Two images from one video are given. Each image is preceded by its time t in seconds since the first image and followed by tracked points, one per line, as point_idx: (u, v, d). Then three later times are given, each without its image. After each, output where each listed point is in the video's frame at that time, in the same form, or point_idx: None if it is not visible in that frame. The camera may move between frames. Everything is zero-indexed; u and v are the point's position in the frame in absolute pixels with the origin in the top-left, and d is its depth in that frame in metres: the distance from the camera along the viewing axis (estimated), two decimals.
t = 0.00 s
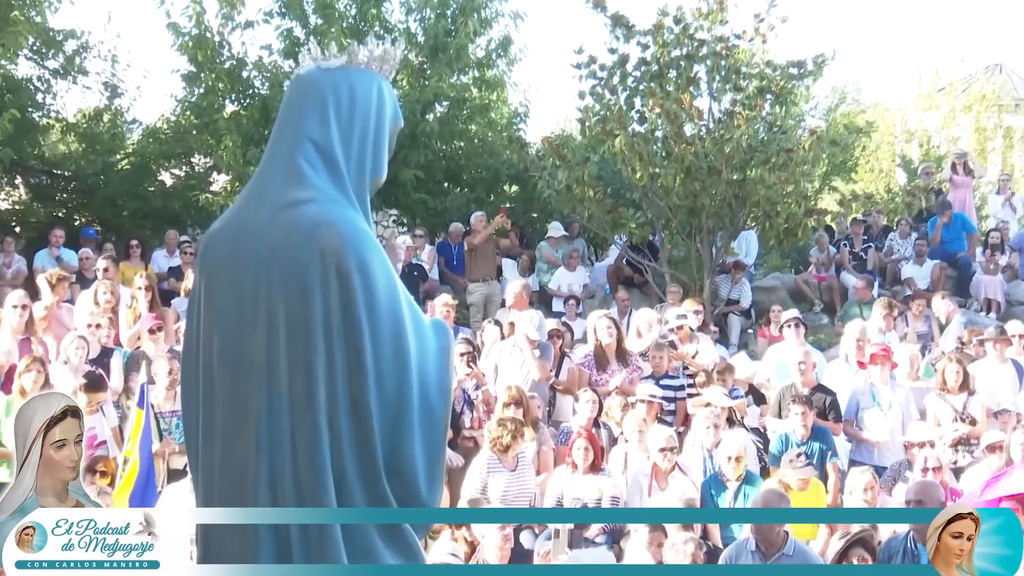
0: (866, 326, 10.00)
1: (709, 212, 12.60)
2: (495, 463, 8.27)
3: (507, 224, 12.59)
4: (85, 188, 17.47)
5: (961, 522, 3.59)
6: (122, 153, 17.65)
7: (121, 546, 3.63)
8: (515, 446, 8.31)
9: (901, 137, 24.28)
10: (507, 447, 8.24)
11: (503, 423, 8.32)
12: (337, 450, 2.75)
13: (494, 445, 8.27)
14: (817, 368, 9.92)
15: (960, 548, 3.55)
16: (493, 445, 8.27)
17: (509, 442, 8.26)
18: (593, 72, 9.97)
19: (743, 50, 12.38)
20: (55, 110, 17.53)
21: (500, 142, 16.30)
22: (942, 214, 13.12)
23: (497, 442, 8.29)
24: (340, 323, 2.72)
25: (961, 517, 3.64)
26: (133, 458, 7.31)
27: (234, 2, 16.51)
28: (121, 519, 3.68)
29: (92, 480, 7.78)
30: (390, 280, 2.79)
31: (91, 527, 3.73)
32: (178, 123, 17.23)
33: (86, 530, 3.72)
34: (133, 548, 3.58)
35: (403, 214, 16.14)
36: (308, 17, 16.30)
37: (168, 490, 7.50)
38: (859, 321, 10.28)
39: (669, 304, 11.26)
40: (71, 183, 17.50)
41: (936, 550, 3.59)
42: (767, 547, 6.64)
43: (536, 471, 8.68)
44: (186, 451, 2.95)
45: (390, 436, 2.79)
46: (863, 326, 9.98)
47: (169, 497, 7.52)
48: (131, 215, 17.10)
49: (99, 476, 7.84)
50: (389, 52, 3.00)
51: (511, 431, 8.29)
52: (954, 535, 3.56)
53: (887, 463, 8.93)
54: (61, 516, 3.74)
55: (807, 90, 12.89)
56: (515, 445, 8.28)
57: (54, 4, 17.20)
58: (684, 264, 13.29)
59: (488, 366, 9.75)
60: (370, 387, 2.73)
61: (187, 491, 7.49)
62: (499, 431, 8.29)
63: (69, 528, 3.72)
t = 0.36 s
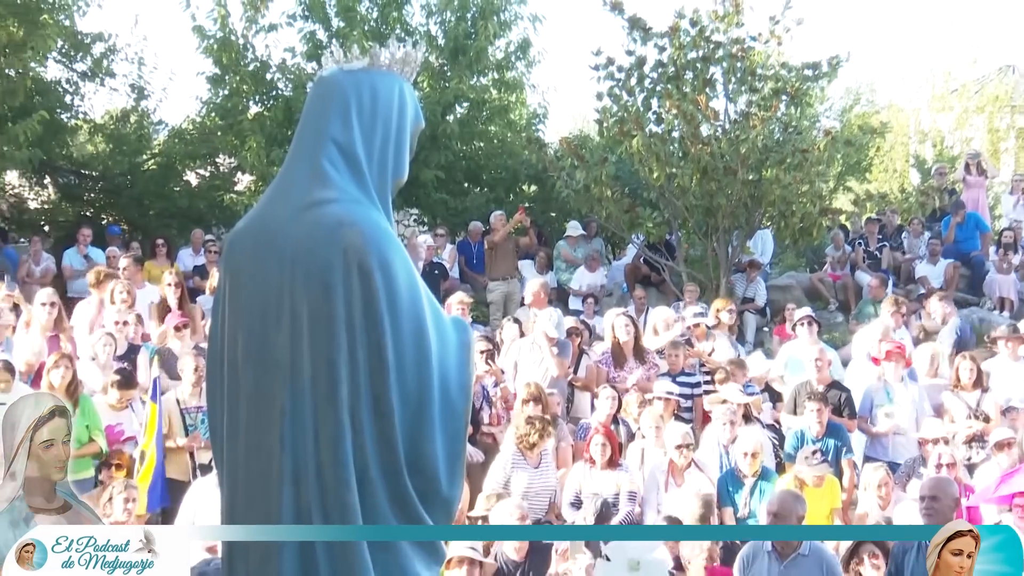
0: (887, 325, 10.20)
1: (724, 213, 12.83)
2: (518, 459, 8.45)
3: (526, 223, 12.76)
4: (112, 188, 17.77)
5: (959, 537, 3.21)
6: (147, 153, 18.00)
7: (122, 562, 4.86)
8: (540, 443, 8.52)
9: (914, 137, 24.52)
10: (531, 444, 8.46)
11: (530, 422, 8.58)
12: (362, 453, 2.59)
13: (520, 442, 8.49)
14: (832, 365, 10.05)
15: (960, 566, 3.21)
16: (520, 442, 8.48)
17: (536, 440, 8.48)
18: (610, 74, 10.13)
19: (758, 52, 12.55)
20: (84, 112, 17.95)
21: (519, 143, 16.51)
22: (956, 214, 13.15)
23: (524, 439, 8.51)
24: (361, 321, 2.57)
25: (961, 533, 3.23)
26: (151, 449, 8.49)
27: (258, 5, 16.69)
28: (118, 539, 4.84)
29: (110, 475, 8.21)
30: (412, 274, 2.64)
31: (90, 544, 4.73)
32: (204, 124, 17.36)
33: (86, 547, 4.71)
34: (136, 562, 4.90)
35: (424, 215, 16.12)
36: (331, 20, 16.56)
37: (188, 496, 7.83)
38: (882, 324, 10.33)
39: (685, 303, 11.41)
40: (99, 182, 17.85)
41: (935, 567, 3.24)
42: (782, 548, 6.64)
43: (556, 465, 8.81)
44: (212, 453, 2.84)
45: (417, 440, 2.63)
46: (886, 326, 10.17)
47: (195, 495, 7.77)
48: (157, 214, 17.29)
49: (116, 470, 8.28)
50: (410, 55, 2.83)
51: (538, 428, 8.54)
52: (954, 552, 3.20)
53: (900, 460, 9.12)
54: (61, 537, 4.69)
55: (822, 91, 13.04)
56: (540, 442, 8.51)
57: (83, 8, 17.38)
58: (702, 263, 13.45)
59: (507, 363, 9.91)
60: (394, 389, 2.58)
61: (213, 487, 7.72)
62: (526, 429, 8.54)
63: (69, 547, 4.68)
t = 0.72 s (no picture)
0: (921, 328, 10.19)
1: (753, 212, 12.82)
2: (554, 458, 8.63)
3: (555, 221, 12.79)
4: (142, 187, 17.84)
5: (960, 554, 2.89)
6: (177, 152, 18.07)
7: None
8: (576, 444, 8.68)
9: (945, 135, 24.44)
10: (569, 443, 8.64)
11: (569, 423, 8.75)
12: (389, 446, 2.66)
13: (558, 441, 8.68)
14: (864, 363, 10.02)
15: None
16: (556, 442, 8.67)
17: (573, 440, 8.67)
18: (639, 72, 10.13)
19: (787, 50, 12.57)
20: (114, 111, 18.03)
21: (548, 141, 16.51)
22: (986, 212, 13.07)
23: (561, 439, 8.69)
24: (391, 319, 2.65)
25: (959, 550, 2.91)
26: (178, 452, 8.14)
27: (287, 4, 16.74)
28: (123, 553, 3.99)
29: (134, 470, 8.19)
30: (440, 273, 2.71)
31: (90, 561, 4.00)
32: (234, 123, 17.26)
33: (86, 565, 4.00)
34: None
35: (454, 213, 16.20)
36: (360, 19, 16.60)
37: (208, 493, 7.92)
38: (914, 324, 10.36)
39: (714, 301, 11.39)
40: (130, 181, 17.94)
41: None
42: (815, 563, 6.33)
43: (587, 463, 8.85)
44: (244, 454, 2.92)
45: (444, 433, 2.69)
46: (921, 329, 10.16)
47: (219, 490, 7.87)
48: (187, 212, 17.13)
49: (140, 466, 8.23)
50: (439, 53, 2.94)
51: (575, 430, 8.71)
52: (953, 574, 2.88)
53: (931, 459, 9.13)
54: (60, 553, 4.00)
55: (852, 89, 13.04)
56: (576, 443, 8.68)
57: (113, 6, 17.45)
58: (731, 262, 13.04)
59: (536, 361, 9.96)
60: (421, 382, 2.65)
61: (237, 483, 7.80)
62: (563, 429, 8.72)
63: (68, 564, 3.99)
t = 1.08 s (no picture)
0: (954, 323, 10.09)
1: (784, 209, 12.74)
2: (587, 457, 8.59)
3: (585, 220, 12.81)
4: (173, 184, 17.97)
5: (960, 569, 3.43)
6: (207, 150, 18.16)
7: None
8: (609, 443, 8.62)
9: (977, 132, 24.47)
10: (602, 443, 8.57)
11: (603, 423, 8.62)
12: (419, 439, 2.87)
13: (590, 441, 8.61)
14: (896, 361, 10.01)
15: None
16: (589, 442, 8.61)
17: (606, 441, 8.59)
18: (669, 70, 10.12)
19: (818, 47, 12.55)
20: (145, 109, 18.05)
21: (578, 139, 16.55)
22: (1018, 211, 13.04)
23: (594, 439, 8.62)
24: (421, 318, 2.85)
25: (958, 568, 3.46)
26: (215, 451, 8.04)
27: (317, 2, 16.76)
28: None
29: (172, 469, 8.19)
30: (468, 277, 2.92)
31: None
32: (264, 121, 17.29)
33: None
34: None
35: (482, 209, 16.47)
36: (390, 17, 16.68)
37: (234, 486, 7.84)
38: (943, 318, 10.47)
39: (743, 300, 11.44)
40: (161, 179, 18.13)
41: None
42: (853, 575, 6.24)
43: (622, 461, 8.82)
44: (273, 442, 3.11)
45: (471, 428, 2.91)
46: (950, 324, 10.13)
47: (242, 485, 7.81)
48: (217, 210, 17.31)
49: (178, 464, 8.22)
50: (468, 51, 3.16)
51: (608, 431, 8.59)
52: None
53: (963, 457, 9.09)
54: None
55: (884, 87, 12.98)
56: (609, 442, 8.60)
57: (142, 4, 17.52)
58: (761, 260, 13.28)
59: (566, 359, 9.96)
60: (450, 379, 2.86)
61: (262, 478, 7.75)
62: (597, 429, 8.59)
63: None
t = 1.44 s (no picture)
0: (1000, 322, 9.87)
1: (833, 205, 12.44)
2: (630, 462, 8.31)
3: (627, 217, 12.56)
4: (205, 180, 17.74)
5: None
6: (240, 145, 18.02)
7: None
8: (653, 448, 8.33)
9: None
10: (646, 449, 8.27)
11: (647, 426, 8.31)
12: (457, 444, 2.74)
13: (634, 445, 8.30)
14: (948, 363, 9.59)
15: None
16: (634, 446, 8.30)
17: (650, 446, 8.28)
18: (715, 62, 9.79)
19: (869, 38, 12.24)
20: (176, 104, 17.79)
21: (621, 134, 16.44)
22: None
23: (638, 443, 8.30)
24: (459, 316, 2.73)
25: None
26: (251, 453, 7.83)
27: None
28: None
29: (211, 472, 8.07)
30: (509, 274, 2.79)
31: None
32: (298, 115, 17.41)
33: None
34: None
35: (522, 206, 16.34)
36: (426, 8, 16.32)
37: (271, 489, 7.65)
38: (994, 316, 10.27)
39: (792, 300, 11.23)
40: (192, 175, 17.81)
41: None
42: None
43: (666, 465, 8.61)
44: (308, 448, 2.99)
45: (512, 432, 2.77)
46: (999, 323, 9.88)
47: (276, 490, 7.53)
48: (249, 207, 17.26)
49: (218, 468, 8.13)
50: (508, 43, 2.99)
51: (653, 435, 8.29)
52: None
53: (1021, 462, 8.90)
54: None
55: (937, 79, 12.63)
56: (654, 447, 8.29)
57: None
58: (810, 257, 13.10)
59: (608, 361, 9.69)
60: (489, 380, 2.73)
61: (297, 483, 7.48)
62: (641, 432, 8.30)
63: None
